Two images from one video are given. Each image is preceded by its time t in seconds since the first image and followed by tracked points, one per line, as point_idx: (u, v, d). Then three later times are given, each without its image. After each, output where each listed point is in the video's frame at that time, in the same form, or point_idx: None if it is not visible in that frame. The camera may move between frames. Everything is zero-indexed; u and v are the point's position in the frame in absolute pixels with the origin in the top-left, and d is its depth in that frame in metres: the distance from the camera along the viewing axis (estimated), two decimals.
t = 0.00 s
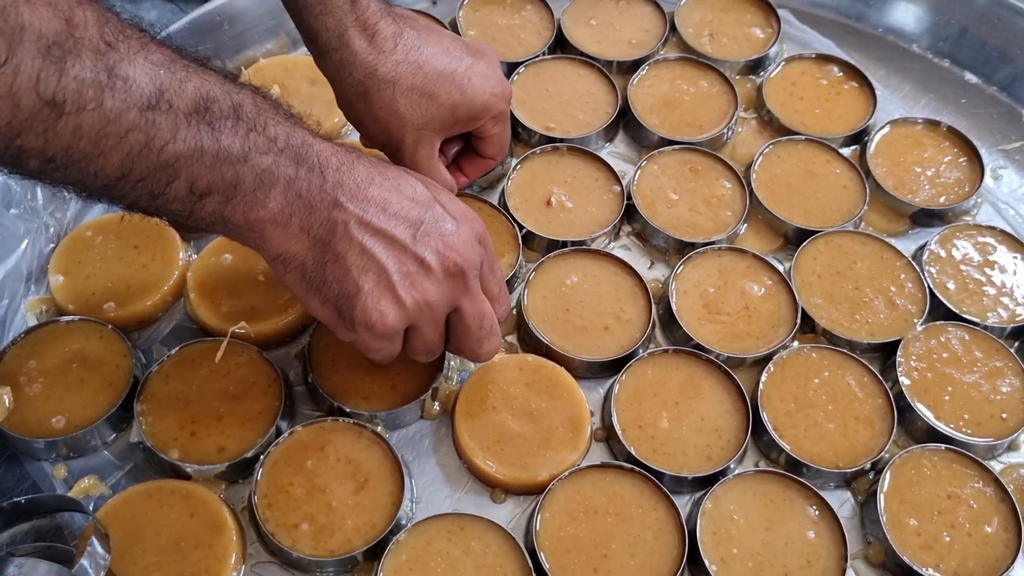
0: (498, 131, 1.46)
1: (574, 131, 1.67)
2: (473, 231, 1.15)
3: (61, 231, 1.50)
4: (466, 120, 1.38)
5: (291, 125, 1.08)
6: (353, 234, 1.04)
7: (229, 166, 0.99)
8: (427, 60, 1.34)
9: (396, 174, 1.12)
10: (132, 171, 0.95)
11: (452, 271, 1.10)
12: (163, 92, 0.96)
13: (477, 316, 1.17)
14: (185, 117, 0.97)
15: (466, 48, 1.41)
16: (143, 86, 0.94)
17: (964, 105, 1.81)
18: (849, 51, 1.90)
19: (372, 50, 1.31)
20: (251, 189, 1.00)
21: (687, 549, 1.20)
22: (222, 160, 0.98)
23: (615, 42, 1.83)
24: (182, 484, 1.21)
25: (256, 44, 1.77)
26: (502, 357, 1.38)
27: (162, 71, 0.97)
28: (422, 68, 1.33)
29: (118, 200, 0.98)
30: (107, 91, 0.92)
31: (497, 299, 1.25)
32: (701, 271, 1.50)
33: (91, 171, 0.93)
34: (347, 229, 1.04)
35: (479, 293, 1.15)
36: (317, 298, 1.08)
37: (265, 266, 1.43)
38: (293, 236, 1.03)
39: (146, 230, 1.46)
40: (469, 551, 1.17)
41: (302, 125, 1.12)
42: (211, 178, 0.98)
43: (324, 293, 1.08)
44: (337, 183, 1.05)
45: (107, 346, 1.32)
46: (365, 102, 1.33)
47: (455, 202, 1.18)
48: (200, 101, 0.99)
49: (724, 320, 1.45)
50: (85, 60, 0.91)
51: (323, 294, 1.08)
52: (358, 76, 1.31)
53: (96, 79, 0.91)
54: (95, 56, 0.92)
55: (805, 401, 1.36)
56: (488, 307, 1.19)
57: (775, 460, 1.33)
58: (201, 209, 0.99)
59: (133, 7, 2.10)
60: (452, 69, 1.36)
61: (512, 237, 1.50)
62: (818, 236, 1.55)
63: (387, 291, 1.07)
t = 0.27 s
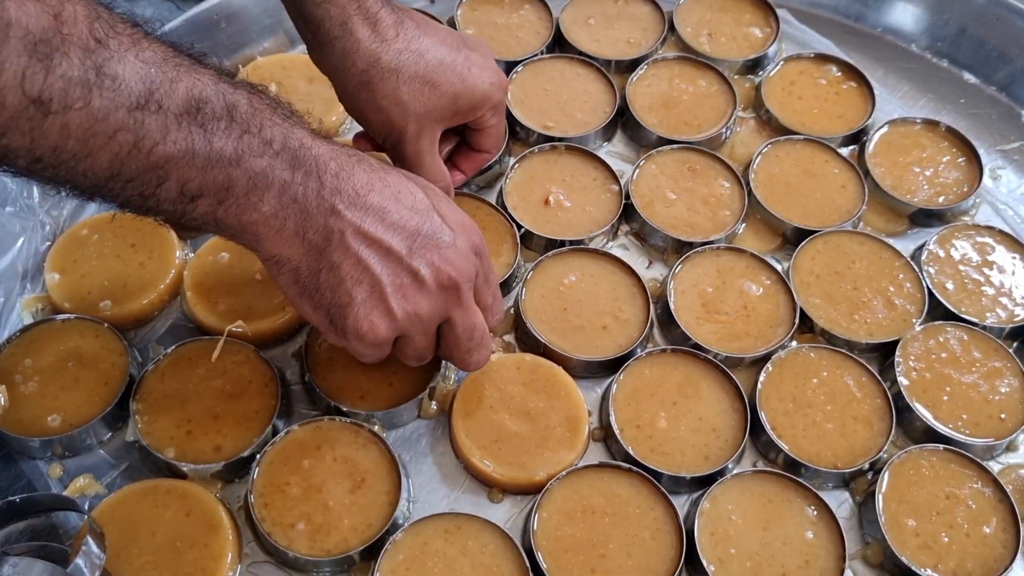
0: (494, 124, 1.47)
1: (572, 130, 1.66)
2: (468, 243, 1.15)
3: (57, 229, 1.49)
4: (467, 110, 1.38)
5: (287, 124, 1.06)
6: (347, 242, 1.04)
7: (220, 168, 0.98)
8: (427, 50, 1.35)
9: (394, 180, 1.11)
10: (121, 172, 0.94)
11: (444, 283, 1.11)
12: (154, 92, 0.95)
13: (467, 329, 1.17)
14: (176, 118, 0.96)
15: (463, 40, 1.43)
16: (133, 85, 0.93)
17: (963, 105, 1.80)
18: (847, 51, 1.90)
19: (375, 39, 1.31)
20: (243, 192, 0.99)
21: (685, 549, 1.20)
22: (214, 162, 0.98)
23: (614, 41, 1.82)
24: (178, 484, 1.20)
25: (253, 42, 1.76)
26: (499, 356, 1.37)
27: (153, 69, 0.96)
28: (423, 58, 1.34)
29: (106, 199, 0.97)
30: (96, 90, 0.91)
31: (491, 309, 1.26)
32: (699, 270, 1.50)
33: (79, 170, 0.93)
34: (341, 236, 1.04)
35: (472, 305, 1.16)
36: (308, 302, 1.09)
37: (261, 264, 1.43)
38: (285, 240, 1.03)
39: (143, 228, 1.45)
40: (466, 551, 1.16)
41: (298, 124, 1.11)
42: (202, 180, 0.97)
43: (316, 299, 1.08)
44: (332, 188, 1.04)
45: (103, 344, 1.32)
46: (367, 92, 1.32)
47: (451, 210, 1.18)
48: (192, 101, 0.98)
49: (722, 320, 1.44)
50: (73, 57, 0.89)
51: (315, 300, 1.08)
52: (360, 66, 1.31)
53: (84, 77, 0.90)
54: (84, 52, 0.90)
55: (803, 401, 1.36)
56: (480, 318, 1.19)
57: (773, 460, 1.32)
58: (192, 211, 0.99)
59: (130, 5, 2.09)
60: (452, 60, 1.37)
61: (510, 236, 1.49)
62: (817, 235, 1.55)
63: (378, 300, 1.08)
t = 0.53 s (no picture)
0: (495, 127, 1.46)
1: (571, 130, 1.66)
2: (455, 250, 1.15)
3: (53, 229, 1.49)
4: (462, 118, 1.38)
5: (273, 128, 1.05)
6: (329, 250, 1.04)
7: (200, 175, 0.97)
8: (421, 60, 1.34)
9: (383, 185, 1.10)
10: (98, 175, 0.93)
11: (425, 293, 1.11)
12: (133, 96, 0.93)
13: (452, 335, 1.18)
14: (155, 123, 0.95)
15: (457, 45, 1.41)
16: (111, 89, 0.92)
17: (963, 106, 1.80)
18: (847, 51, 1.89)
19: (365, 53, 1.29)
20: (223, 198, 0.99)
21: (685, 551, 1.19)
22: (194, 169, 0.97)
23: (614, 41, 1.82)
24: (175, 485, 1.19)
25: (252, 41, 1.76)
26: (498, 357, 1.36)
27: (133, 71, 0.95)
28: (416, 69, 1.33)
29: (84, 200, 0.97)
30: (72, 94, 0.89)
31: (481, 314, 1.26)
32: (699, 271, 1.49)
33: (56, 173, 0.92)
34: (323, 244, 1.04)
35: (455, 315, 1.16)
36: (288, 306, 1.10)
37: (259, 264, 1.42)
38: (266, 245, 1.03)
39: (139, 227, 1.44)
40: (464, 553, 1.15)
41: (286, 125, 1.09)
42: (182, 186, 0.97)
43: (296, 304, 1.09)
44: (315, 195, 1.03)
45: (99, 345, 1.31)
46: (360, 106, 1.32)
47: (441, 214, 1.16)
48: (173, 106, 0.96)
49: (722, 321, 1.44)
50: (49, 59, 0.88)
51: (295, 305, 1.10)
52: (351, 81, 1.30)
53: (60, 81, 0.89)
54: (60, 54, 0.89)
55: (804, 402, 1.35)
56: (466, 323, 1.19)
57: (773, 462, 1.32)
58: (170, 216, 0.99)
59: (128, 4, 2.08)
60: (446, 68, 1.36)
61: (508, 236, 1.49)
62: (817, 236, 1.54)
63: (357, 308, 1.09)
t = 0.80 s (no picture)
0: (506, 126, 1.45)
1: (573, 130, 1.65)
2: (449, 254, 1.12)
3: (53, 228, 1.48)
4: (471, 117, 1.37)
5: (273, 119, 1.05)
6: (318, 245, 1.04)
7: (195, 167, 0.99)
8: (430, 56, 1.33)
9: (382, 183, 1.09)
10: (93, 169, 0.96)
11: (412, 295, 1.10)
12: (128, 93, 0.95)
13: (437, 338, 1.17)
14: (150, 118, 0.96)
15: (471, 41, 1.39)
16: (106, 86, 0.94)
17: (966, 107, 1.79)
18: (850, 52, 1.89)
19: (371, 49, 1.29)
20: (216, 191, 1.00)
21: (688, 553, 1.19)
22: (187, 163, 0.99)
23: (616, 41, 1.81)
24: (175, 485, 1.19)
25: (253, 39, 1.75)
26: (500, 358, 1.36)
27: (130, 67, 0.96)
28: (423, 66, 1.32)
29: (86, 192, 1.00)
30: (67, 92, 0.92)
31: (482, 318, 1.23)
32: (701, 272, 1.49)
33: (52, 166, 0.95)
34: (313, 238, 1.04)
35: (442, 319, 1.14)
36: (276, 295, 1.10)
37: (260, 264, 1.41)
38: (259, 237, 1.05)
39: (139, 226, 1.44)
40: (466, 555, 1.15)
41: (288, 117, 1.09)
42: (176, 179, 0.99)
43: (284, 294, 1.10)
44: (310, 188, 1.03)
45: (99, 345, 1.30)
46: (366, 102, 1.31)
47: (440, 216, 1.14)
48: (170, 101, 0.98)
49: (724, 322, 1.43)
50: (44, 58, 0.90)
51: (282, 294, 1.10)
52: (357, 77, 1.30)
53: (55, 79, 0.91)
54: (56, 53, 0.91)
55: (806, 404, 1.35)
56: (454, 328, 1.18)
57: (776, 464, 1.31)
58: (165, 207, 1.01)
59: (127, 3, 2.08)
60: (456, 65, 1.35)
61: (510, 237, 1.48)
62: (820, 237, 1.54)
63: (342, 304, 1.09)
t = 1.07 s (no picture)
0: (505, 118, 1.42)
1: (576, 129, 1.65)
2: (457, 243, 1.12)
3: (53, 227, 1.47)
4: (464, 107, 1.35)
5: (280, 107, 1.06)
6: (325, 233, 1.05)
7: (203, 155, 1.00)
8: (418, 36, 1.31)
9: (390, 171, 1.09)
10: (101, 158, 0.96)
11: (419, 284, 1.09)
12: (136, 80, 0.95)
13: (441, 327, 1.17)
14: (158, 107, 0.97)
15: (466, 27, 1.38)
16: (114, 73, 0.94)
17: (969, 108, 1.79)
18: (852, 52, 1.88)
19: (358, 34, 1.28)
20: (224, 180, 1.01)
21: (690, 555, 1.18)
22: (196, 152, 0.99)
23: (618, 41, 1.81)
24: (175, 486, 1.18)
25: (254, 38, 1.74)
26: (502, 358, 1.35)
27: (138, 54, 0.96)
28: (412, 54, 1.30)
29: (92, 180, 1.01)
30: (75, 80, 0.92)
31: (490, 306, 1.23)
32: (704, 273, 1.48)
33: (59, 155, 0.95)
34: (320, 227, 1.04)
35: (447, 308, 1.14)
36: (284, 283, 1.11)
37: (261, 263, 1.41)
38: (266, 226, 1.05)
39: (139, 225, 1.43)
40: (468, 556, 1.14)
41: (295, 105, 1.09)
42: (183, 168, 0.99)
43: (291, 282, 1.10)
44: (318, 176, 1.04)
45: (99, 344, 1.30)
46: (355, 91, 1.32)
47: (447, 204, 1.14)
48: (178, 89, 0.98)
49: (727, 323, 1.43)
50: (52, 44, 0.90)
51: (289, 281, 1.10)
52: (345, 65, 1.30)
53: (63, 67, 0.91)
54: (63, 39, 0.91)
55: (809, 405, 1.34)
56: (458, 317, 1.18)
57: (778, 465, 1.30)
58: (172, 196, 1.01)
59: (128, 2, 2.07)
60: (446, 46, 1.33)
61: (512, 237, 1.48)
62: (823, 238, 1.53)
63: (349, 292, 1.09)
